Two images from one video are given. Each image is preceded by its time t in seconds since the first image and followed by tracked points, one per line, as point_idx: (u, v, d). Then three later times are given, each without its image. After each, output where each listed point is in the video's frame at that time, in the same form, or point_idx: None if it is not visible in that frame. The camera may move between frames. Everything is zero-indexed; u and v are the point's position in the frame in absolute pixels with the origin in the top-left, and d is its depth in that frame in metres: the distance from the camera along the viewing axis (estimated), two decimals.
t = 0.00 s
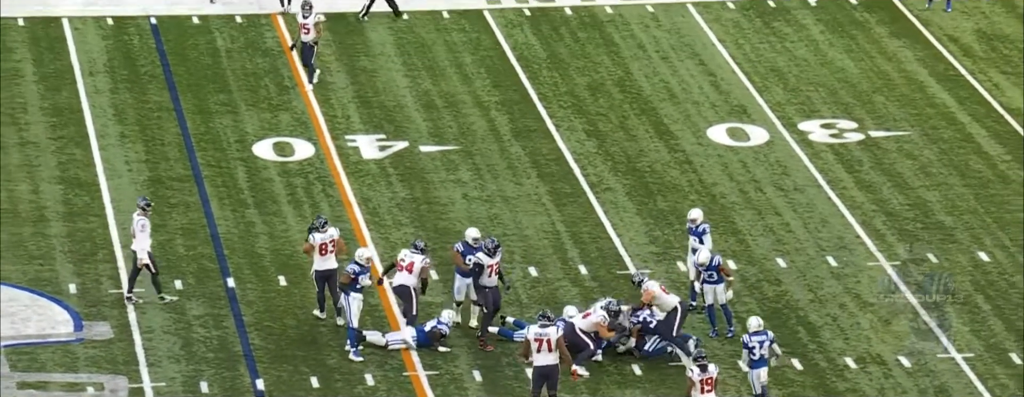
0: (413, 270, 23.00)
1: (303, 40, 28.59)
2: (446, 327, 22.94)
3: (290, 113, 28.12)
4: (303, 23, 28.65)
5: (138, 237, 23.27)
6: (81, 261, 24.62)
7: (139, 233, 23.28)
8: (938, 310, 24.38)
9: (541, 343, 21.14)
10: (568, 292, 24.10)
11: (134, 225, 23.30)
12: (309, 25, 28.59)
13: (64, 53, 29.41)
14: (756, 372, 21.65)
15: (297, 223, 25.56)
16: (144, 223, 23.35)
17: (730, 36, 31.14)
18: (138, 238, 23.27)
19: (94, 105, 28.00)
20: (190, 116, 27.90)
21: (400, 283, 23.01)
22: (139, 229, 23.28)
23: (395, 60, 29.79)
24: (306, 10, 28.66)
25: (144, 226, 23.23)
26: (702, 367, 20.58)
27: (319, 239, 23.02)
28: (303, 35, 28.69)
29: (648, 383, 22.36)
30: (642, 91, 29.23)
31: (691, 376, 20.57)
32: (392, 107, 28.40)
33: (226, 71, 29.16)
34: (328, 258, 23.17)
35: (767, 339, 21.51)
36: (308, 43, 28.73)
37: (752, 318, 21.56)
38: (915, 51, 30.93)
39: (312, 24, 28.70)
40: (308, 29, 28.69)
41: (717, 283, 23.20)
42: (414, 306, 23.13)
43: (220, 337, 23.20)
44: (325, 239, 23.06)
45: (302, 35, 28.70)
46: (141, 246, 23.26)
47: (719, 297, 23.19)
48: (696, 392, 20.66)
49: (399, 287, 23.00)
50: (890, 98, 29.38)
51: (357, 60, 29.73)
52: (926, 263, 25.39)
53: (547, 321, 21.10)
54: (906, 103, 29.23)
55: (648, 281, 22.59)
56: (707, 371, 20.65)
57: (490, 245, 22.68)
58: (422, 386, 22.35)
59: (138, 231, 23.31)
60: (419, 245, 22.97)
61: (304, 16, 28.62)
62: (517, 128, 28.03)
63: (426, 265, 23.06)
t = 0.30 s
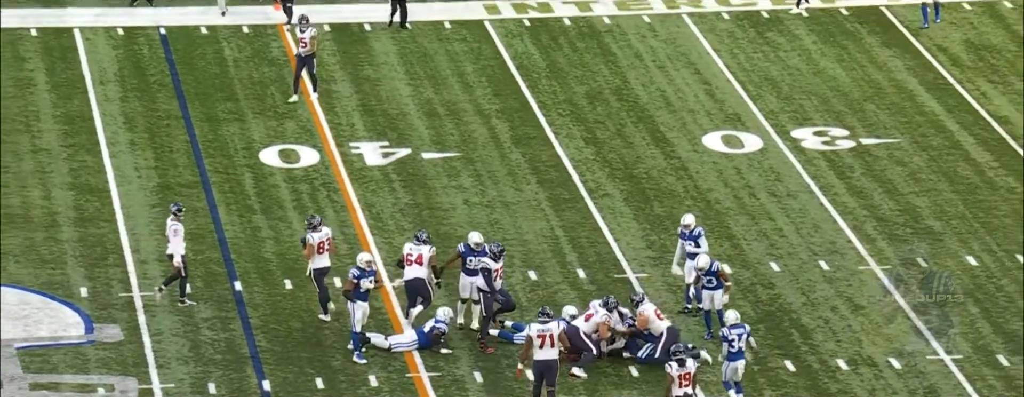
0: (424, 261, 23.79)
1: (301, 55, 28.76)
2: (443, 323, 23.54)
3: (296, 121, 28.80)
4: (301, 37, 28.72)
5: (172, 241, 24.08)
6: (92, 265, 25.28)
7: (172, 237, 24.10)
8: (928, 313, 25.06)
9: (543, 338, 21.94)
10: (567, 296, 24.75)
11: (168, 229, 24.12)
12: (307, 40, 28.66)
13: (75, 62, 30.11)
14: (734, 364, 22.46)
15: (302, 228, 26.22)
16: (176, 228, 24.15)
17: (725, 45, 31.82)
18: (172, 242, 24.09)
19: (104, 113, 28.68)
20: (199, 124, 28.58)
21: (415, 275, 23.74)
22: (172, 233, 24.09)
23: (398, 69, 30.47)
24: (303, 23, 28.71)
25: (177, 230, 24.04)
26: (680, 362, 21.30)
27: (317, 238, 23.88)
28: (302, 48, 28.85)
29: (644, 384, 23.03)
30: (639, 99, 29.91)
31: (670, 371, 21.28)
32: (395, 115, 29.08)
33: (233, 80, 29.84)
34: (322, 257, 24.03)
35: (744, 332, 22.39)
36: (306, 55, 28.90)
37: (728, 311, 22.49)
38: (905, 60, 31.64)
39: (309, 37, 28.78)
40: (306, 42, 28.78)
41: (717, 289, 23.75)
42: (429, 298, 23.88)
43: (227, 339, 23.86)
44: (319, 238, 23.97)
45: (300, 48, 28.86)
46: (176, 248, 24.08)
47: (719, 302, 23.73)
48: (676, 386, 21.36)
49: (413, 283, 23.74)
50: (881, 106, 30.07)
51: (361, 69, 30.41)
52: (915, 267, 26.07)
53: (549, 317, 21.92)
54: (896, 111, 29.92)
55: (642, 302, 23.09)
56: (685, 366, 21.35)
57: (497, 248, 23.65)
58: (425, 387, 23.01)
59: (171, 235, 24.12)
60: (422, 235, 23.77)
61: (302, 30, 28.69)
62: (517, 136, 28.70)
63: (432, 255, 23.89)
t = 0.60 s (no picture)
0: (432, 262, 24.24)
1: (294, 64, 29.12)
2: (444, 320, 23.99)
3: (299, 125, 29.25)
4: (293, 46, 29.08)
5: (196, 241, 24.45)
6: (99, 267, 25.72)
7: (196, 237, 24.42)
8: (921, 314, 25.51)
9: (539, 332, 22.48)
10: (566, 296, 25.18)
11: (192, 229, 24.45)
12: (299, 49, 29.04)
13: (82, 67, 30.56)
14: (713, 354, 23.04)
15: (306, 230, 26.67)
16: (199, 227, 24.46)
17: (722, 51, 32.28)
18: (196, 241, 24.45)
19: (111, 117, 29.12)
20: (204, 127, 29.02)
21: (426, 276, 24.25)
22: (196, 234, 24.43)
23: (400, 74, 30.92)
24: (295, 33, 29.05)
25: (199, 231, 24.37)
26: (662, 358, 21.81)
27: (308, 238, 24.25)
28: (295, 57, 29.22)
29: (642, 383, 23.48)
30: (637, 103, 30.36)
31: (653, 367, 21.76)
32: (397, 119, 29.53)
33: (237, 85, 30.30)
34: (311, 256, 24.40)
35: (722, 323, 23.03)
36: (299, 64, 29.27)
37: (707, 303, 23.20)
38: (899, 65, 32.10)
39: (301, 46, 29.13)
40: (298, 51, 29.16)
41: (717, 293, 24.18)
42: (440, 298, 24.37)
43: (232, 340, 24.30)
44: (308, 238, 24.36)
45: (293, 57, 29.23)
46: (199, 247, 24.47)
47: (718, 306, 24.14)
48: (658, 382, 21.84)
49: (424, 282, 24.25)
50: (875, 110, 30.52)
51: (364, 74, 30.86)
52: (909, 268, 26.51)
53: (546, 311, 22.46)
54: (890, 115, 30.37)
55: (630, 308, 23.59)
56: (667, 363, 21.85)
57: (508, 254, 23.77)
58: (426, 386, 23.45)
59: (195, 234, 24.46)
60: (430, 237, 24.18)
61: (294, 39, 29.05)
62: (517, 140, 29.14)
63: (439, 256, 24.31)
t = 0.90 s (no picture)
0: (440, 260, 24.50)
1: (290, 68, 29.02)
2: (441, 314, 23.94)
3: (300, 124, 29.34)
4: (288, 51, 28.99)
5: (214, 239, 24.69)
6: (100, 266, 25.82)
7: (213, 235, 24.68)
8: (920, 313, 25.60)
9: (539, 325, 22.80)
10: (566, 295, 25.27)
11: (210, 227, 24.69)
12: (295, 54, 28.94)
13: (83, 67, 30.65)
14: (699, 344, 23.27)
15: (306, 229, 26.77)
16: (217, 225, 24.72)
17: (720, 50, 32.37)
18: (214, 239, 24.69)
19: (112, 117, 29.22)
20: (204, 127, 29.11)
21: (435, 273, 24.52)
22: (214, 231, 24.68)
23: (400, 74, 31.00)
24: (289, 38, 28.98)
25: (217, 228, 24.62)
26: (647, 348, 22.17)
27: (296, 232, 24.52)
28: (290, 62, 29.11)
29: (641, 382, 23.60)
30: (635, 103, 30.45)
31: (638, 357, 22.12)
32: (396, 119, 29.61)
33: (238, 84, 30.39)
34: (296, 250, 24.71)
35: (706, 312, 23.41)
36: (294, 69, 29.16)
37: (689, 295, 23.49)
38: (897, 65, 32.19)
39: (297, 51, 29.04)
40: (294, 56, 29.06)
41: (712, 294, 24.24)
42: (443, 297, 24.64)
43: (232, 339, 24.39)
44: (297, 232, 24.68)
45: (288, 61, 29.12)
46: (217, 246, 24.69)
47: (712, 306, 24.19)
48: (643, 373, 22.20)
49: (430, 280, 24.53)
50: (873, 110, 30.60)
51: (364, 73, 30.94)
52: (907, 267, 26.59)
53: (546, 305, 22.79)
54: (889, 115, 30.46)
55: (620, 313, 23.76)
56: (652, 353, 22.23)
57: (515, 253, 24.30)
58: (426, 385, 23.54)
59: (213, 232, 24.70)
60: (438, 235, 24.38)
61: (290, 44, 28.95)
62: (516, 139, 29.23)
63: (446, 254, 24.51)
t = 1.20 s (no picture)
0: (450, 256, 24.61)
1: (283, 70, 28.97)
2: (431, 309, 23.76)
3: (299, 123, 29.35)
4: (284, 53, 28.91)
5: (229, 237, 24.62)
6: (100, 264, 25.82)
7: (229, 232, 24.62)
8: (920, 311, 25.61)
9: (544, 318, 22.85)
10: (565, 293, 25.27)
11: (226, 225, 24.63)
12: (290, 57, 28.87)
13: (82, 66, 30.66)
14: (682, 337, 23.60)
15: (305, 228, 26.79)
16: (234, 223, 24.65)
17: (720, 49, 32.37)
18: (229, 237, 24.62)
19: (112, 116, 29.23)
20: (204, 126, 29.11)
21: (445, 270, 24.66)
22: (229, 229, 24.61)
23: (399, 72, 31.01)
24: (285, 40, 28.81)
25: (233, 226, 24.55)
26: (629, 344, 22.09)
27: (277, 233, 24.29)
28: (284, 63, 29.04)
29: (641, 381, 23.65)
30: (635, 102, 30.45)
31: (620, 352, 22.05)
32: (396, 117, 29.62)
33: (237, 83, 30.39)
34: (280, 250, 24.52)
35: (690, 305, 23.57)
36: (288, 70, 29.10)
37: (674, 287, 23.64)
38: (897, 63, 32.19)
39: (293, 53, 28.95)
40: (290, 58, 28.99)
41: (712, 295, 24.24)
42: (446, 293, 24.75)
43: (232, 337, 24.40)
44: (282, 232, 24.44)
45: (282, 63, 29.07)
46: (231, 244, 24.62)
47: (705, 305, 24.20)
48: (625, 367, 22.12)
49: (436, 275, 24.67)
50: (872, 108, 30.61)
51: (363, 72, 30.95)
52: (906, 266, 26.60)
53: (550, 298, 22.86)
54: (888, 114, 30.46)
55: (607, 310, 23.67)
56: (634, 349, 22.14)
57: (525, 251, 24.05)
58: (426, 383, 23.55)
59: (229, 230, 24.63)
60: (446, 232, 24.43)
61: (286, 46, 28.87)
62: (516, 138, 29.24)
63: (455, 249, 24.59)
